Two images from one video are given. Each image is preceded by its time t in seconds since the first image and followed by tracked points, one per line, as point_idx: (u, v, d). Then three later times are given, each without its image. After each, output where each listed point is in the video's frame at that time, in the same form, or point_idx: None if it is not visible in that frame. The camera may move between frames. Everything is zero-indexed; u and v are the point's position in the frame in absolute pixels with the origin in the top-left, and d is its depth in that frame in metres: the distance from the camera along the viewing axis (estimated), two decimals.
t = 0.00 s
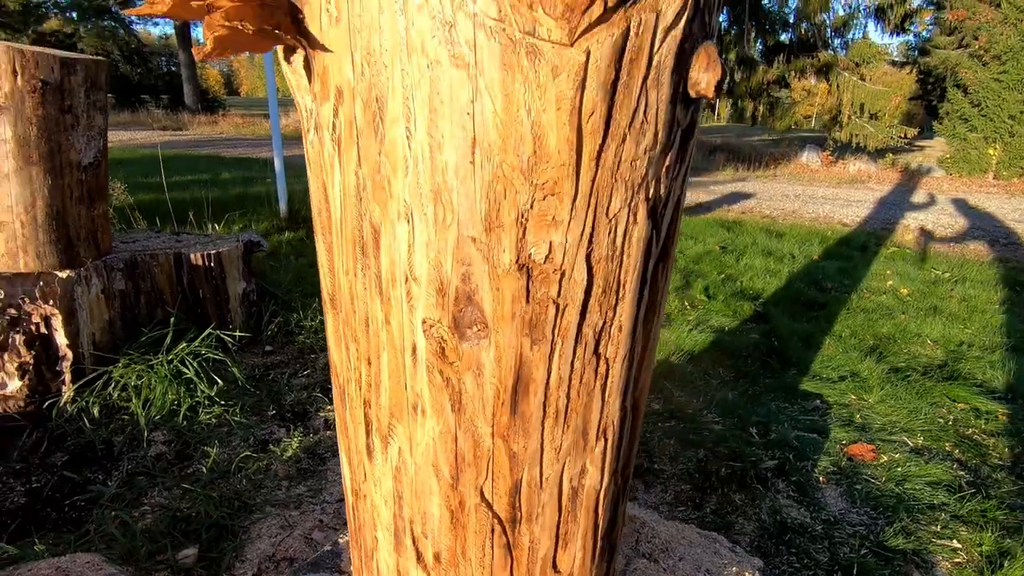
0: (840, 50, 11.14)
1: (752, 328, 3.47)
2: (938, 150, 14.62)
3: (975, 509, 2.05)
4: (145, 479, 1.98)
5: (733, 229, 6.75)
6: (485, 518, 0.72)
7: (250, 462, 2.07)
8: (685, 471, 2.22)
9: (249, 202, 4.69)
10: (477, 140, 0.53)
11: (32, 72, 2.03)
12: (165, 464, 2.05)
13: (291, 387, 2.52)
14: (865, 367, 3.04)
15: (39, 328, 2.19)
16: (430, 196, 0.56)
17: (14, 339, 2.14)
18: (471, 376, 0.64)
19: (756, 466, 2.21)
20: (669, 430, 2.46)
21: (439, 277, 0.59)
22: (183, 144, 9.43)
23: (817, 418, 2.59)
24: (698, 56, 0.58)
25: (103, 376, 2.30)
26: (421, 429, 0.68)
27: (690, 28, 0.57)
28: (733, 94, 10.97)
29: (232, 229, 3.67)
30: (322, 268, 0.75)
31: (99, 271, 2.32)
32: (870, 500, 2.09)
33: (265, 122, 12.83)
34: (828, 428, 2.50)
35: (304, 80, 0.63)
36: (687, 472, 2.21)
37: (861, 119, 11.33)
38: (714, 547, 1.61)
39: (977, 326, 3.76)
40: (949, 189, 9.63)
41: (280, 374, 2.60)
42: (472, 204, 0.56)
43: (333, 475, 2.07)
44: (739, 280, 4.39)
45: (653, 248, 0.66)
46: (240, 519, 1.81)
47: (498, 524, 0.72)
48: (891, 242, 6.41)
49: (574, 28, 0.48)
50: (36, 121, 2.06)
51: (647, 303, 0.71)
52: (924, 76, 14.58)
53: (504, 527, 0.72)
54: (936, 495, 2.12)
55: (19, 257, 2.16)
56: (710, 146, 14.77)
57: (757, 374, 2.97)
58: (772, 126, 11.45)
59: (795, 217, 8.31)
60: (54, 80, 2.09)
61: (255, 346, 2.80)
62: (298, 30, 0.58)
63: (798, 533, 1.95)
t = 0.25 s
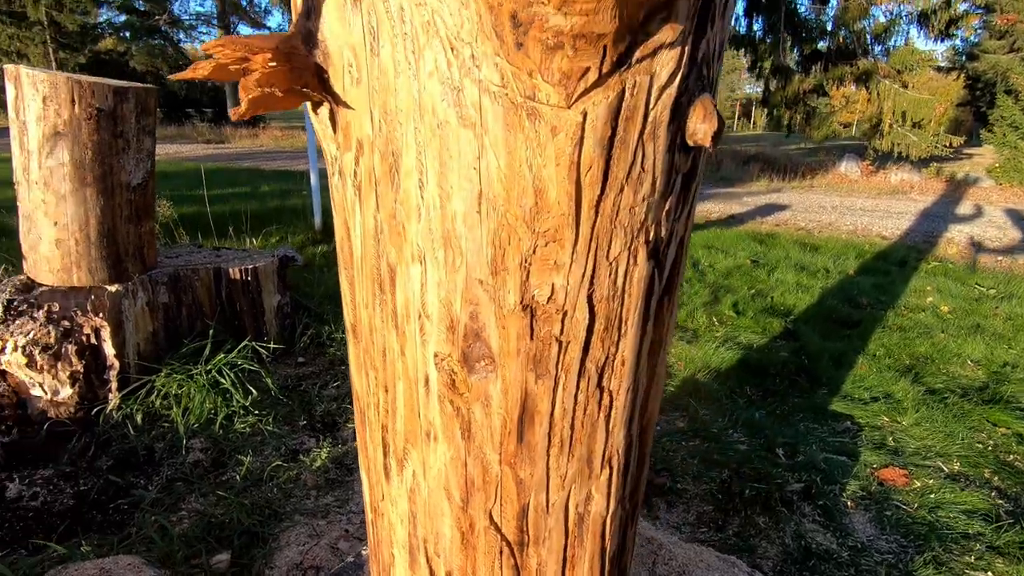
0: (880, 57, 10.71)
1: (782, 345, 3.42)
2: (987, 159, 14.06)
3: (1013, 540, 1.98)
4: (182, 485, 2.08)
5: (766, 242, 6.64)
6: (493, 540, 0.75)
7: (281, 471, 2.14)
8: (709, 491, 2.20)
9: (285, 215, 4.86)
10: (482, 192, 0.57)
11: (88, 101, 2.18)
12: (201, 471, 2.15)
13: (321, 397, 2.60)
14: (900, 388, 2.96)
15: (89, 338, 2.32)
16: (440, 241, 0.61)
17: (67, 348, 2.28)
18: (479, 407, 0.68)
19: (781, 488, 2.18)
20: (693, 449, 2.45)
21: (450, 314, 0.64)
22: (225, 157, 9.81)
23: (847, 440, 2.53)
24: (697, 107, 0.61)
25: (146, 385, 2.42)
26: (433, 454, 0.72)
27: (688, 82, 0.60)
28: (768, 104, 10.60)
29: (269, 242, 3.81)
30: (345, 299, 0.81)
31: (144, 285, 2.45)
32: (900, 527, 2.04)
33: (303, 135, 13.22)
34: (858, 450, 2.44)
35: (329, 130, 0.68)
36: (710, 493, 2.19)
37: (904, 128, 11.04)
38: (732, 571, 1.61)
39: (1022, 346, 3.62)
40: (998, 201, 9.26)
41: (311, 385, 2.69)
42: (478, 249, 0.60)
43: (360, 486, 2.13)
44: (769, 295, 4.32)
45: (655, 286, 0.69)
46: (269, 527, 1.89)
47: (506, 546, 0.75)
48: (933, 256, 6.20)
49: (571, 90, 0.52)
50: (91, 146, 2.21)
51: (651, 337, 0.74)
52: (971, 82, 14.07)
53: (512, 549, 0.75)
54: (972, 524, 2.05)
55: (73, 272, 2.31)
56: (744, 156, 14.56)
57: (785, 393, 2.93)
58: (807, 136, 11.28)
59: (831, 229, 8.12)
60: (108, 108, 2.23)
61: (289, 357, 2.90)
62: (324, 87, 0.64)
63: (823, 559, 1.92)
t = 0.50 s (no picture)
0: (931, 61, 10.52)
1: (816, 362, 3.35)
2: None
3: None
4: (221, 483, 2.18)
5: (805, 253, 6.49)
6: (505, 556, 0.78)
7: (313, 473, 2.22)
8: (734, 510, 2.18)
9: (324, 221, 5.02)
10: (495, 231, 0.61)
11: (142, 118, 2.32)
12: (238, 471, 2.25)
13: (353, 402, 2.69)
14: (940, 410, 2.86)
15: (139, 341, 2.45)
16: (456, 275, 0.65)
17: (118, 350, 2.41)
18: (492, 428, 0.71)
19: (809, 510, 2.14)
20: (720, 466, 2.43)
21: (465, 342, 0.68)
22: (269, 163, 10.17)
23: (882, 462, 2.47)
24: (704, 148, 0.63)
25: (189, 386, 2.55)
26: (449, 471, 0.76)
27: (695, 124, 0.63)
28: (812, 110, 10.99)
29: (308, 250, 3.95)
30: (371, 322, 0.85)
31: (190, 291, 2.57)
32: (934, 556, 1.98)
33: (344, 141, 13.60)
34: (893, 474, 2.37)
35: (358, 166, 0.73)
36: (736, 512, 2.17)
37: (955, 134, 10.17)
38: None
39: None
40: None
41: (343, 390, 2.77)
42: (492, 283, 0.63)
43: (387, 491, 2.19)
44: (806, 310, 4.23)
45: (663, 318, 0.72)
46: (300, 528, 1.96)
47: (518, 562, 0.78)
48: (984, 271, 5.95)
49: (578, 138, 0.55)
50: (145, 160, 2.35)
51: (660, 365, 0.76)
52: None
53: (523, 565, 0.79)
54: (1012, 556, 1.98)
55: (126, 278, 2.45)
56: (785, 163, 14.23)
57: (818, 412, 2.87)
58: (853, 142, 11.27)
59: (874, 241, 7.88)
60: (161, 125, 2.37)
61: (323, 361, 2.99)
62: (353, 127, 0.69)
63: None
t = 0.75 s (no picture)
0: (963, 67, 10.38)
1: (836, 379, 3.30)
2: None
3: None
4: (242, 492, 2.25)
5: (829, 266, 6.38)
6: None
7: (330, 484, 2.27)
8: (747, 529, 2.17)
9: (346, 233, 5.13)
10: (491, 272, 0.65)
11: (173, 139, 2.43)
12: (259, 480, 2.31)
13: (370, 414, 2.74)
14: (965, 430, 2.80)
15: (167, 352, 2.54)
16: (455, 312, 0.69)
17: (147, 361, 2.50)
18: (492, 456, 0.74)
19: (825, 532, 2.12)
20: (735, 484, 2.41)
21: (465, 374, 0.71)
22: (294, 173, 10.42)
23: (902, 483, 2.42)
24: (694, 191, 0.66)
25: (214, 396, 2.63)
26: (451, 495, 0.79)
27: (684, 169, 0.66)
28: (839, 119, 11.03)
29: (330, 262, 4.04)
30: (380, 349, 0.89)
31: (216, 304, 2.66)
32: None
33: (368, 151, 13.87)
34: (913, 496, 2.33)
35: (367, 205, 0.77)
36: (750, 531, 2.16)
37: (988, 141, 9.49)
38: None
39: None
40: None
41: (361, 401, 2.83)
42: (489, 319, 0.67)
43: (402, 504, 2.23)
44: (827, 324, 4.18)
45: (657, 352, 0.74)
46: (316, 538, 2.01)
47: None
48: (1016, 285, 5.78)
49: (568, 188, 0.58)
50: (174, 180, 2.46)
51: (656, 396, 0.78)
52: None
53: None
54: None
55: (155, 292, 2.55)
56: (810, 172, 14.03)
57: (837, 430, 2.83)
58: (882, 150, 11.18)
59: (902, 252, 7.72)
60: (190, 146, 2.47)
61: (343, 373, 3.06)
62: (362, 170, 0.73)
63: None
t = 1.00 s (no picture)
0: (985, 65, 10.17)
1: (849, 387, 3.28)
2: None
3: None
4: (257, 500, 2.31)
5: (845, 270, 6.32)
6: None
7: (343, 492, 2.32)
8: (756, 540, 2.18)
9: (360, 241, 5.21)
10: (483, 305, 0.68)
11: (192, 156, 2.51)
12: (274, 487, 2.38)
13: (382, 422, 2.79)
14: (980, 440, 2.76)
15: (186, 363, 2.61)
16: (450, 341, 0.73)
17: (167, 371, 2.57)
18: (487, 475, 0.77)
19: (834, 543, 2.12)
20: (744, 494, 2.42)
21: (460, 398, 0.75)
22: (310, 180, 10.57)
23: (914, 494, 2.41)
24: (675, 225, 0.69)
25: (231, 404, 2.70)
26: (450, 511, 0.83)
27: (666, 204, 0.69)
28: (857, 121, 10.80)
29: (344, 271, 4.12)
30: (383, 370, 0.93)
31: (233, 315, 2.74)
32: None
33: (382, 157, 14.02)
34: (925, 507, 2.31)
35: (368, 235, 0.81)
36: (757, 542, 2.17)
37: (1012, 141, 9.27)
38: None
39: None
40: None
41: (374, 409, 2.88)
42: (481, 348, 0.70)
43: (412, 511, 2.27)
44: (841, 331, 4.14)
45: (644, 376, 0.77)
46: (329, 546, 2.06)
47: None
48: None
49: (552, 228, 0.62)
50: (193, 196, 2.54)
51: (645, 418, 0.82)
52: None
53: None
54: None
55: (175, 304, 2.63)
56: (828, 174, 13.86)
57: (849, 440, 2.81)
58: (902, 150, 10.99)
59: (920, 256, 7.61)
60: (207, 162, 2.55)
61: (356, 381, 3.12)
62: (364, 203, 0.78)
63: None
